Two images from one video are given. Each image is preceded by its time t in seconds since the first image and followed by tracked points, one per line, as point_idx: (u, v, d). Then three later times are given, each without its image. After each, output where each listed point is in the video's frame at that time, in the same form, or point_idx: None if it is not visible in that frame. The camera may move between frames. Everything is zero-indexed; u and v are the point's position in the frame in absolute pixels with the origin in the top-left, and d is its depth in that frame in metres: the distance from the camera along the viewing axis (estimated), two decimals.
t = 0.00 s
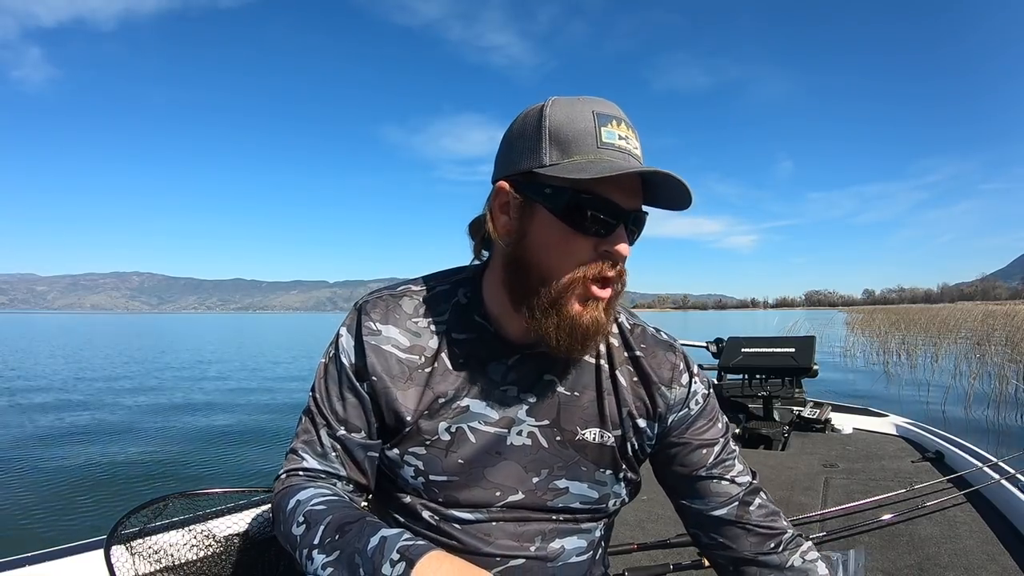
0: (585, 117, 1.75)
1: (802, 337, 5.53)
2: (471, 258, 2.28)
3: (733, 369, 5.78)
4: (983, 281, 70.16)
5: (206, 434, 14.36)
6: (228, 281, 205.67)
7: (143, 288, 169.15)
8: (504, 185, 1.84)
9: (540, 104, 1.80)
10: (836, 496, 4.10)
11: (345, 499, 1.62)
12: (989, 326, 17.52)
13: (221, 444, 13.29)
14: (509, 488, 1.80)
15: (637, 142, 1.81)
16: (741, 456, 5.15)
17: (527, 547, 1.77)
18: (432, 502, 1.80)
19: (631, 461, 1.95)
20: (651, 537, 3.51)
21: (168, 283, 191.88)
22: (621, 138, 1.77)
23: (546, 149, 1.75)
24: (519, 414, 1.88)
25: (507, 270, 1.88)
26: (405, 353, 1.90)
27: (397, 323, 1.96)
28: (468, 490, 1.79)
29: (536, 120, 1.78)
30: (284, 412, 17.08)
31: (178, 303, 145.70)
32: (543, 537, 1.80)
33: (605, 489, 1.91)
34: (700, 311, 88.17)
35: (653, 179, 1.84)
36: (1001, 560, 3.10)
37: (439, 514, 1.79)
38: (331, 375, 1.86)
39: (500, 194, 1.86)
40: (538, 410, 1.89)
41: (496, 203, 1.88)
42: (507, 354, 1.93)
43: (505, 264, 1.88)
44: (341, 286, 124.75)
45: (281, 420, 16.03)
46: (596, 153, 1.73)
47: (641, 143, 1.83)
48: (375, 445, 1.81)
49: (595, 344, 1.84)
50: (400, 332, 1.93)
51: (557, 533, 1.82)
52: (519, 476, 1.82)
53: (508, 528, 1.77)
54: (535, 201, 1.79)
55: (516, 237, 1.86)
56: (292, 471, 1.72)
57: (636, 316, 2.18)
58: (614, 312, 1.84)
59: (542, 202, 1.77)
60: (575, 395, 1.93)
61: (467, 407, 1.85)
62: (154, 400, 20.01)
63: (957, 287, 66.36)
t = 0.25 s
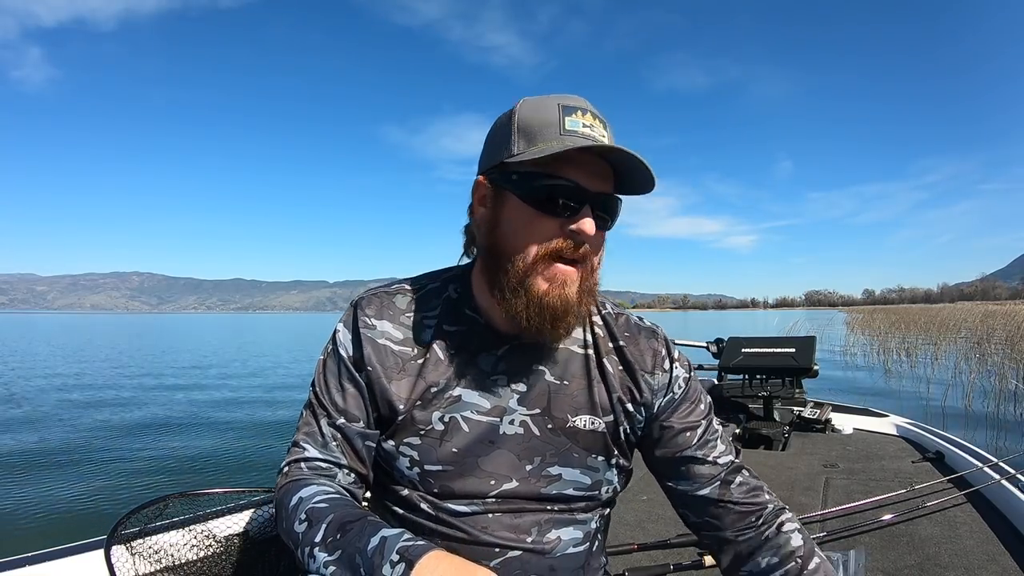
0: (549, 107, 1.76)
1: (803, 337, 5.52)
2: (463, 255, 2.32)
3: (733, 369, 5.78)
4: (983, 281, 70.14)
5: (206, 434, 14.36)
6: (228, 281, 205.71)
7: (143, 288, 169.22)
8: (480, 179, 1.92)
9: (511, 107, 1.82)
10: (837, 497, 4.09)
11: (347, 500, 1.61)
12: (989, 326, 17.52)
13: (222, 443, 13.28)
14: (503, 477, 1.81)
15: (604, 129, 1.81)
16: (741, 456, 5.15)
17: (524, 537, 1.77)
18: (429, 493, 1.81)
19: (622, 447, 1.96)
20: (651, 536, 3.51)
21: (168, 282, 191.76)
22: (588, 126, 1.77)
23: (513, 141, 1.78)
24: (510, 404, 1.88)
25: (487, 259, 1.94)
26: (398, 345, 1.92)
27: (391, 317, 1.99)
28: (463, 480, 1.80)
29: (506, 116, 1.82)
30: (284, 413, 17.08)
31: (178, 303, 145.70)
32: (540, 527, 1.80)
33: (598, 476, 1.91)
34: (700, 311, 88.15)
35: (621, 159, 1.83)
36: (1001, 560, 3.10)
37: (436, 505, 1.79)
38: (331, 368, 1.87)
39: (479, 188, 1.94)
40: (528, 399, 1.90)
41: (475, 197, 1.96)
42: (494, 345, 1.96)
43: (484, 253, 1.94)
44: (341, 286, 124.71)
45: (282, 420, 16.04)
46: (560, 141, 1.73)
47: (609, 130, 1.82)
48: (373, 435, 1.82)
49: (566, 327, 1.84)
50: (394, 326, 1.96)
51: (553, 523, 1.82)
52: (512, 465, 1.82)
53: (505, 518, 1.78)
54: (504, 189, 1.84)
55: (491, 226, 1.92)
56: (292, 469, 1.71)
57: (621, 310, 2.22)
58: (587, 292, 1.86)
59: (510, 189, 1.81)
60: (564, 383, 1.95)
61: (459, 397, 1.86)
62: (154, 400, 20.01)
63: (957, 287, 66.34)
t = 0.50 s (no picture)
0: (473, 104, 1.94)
1: (804, 337, 5.51)
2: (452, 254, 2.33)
3: (733, 369, 5.78)
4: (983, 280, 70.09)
5: (206, 434, 14.36)
6: (228, 281, 205.72)
7: (143, 288, 169.15)
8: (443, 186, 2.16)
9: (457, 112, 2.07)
10: (837, 497, 4.10)
11: (342, 497, 1.61)
12: (989, 326, 17.52)
13: (221, 444, 13.28)
14: (502, 468, 1.81)
15: (528, 110, 1.91)
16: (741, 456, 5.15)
17: (525, 529, 1.78)
18: (430, 490, 1.81)
19: (618, 429, 2.01)
20: (652, 537, 3.51)
21: (167, 282, 191.70)
22: (506, 110, 1.90)
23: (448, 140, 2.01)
24: (503, 397, 1.89)
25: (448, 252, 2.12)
26: (393, 342, 1.92)
27: (383, 312, 2.00)
28: (462, 473, 1.80)
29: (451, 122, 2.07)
30: (284, 413, 17.06)
31: (177, 304, 145.67)
32: (540, 519, 1.80)
33: (594, 460, 1.93)
34: (699, 311, 88.13)
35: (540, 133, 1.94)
36: (1001, 560, 3.10)
37: (436, 500, 1.80)
38: (328, 367, 1.85)
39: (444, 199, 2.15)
40: (520, 390, 1.91)
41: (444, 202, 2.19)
42: (483, 338, 1.95)
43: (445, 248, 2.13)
44: (341, 286, 124.69)
45: (281, 420, 16.02)
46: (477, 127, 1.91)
47: (534, 109, 1.91)
48: (372, 432, 1.82)
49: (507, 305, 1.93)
50: (388, 323, 1.96)
51: (553, 515, 1.83)
52: (510, 455, 1.83)
53: (507, 511, 1.78)
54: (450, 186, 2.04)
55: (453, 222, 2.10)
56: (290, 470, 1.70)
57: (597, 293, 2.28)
58: (526, 266, 1.93)
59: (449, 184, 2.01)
60: (553, 372, 1.96)
61: (454, 391, 1.87)
62: (154, 400, 20.00)
63: (957, 287, 66.30)
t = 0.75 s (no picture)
0: (459, 114, 1.94)
1: (804, 337, 5.49)
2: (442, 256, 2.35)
3: (733, 369, 5.78)
4: (983, 280, 70.04)
5: (206, 434, 14.36)
6: (228, 281, 205.81)
7: (143, 288, 169.26)
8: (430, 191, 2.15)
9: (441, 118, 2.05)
10: (837, 496, 4.10)
11: (332, 482, 1.60)
12: (989, 326, 17.51)
13: (221, 444, 13.29)
14: (501, 462, 1.81)
15: (515, 119, 1.91)
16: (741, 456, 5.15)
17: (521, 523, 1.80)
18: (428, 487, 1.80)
19: (614, 422, 1.99)
20: (651, 537, 3.51)
21: (167, 282, 191.66)
22: (494, 120, 1.90)
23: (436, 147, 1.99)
24: (499, 391, 1.89)
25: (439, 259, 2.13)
26: (388, 342, 1.94)
27: (379, 315, 2.02)
28: (461, 469, 1.80)
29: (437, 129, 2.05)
30: (284, 413, 17.06)
31: (177, 304, 145.71)
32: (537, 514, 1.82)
33: (591, 451, 1.91)
34: (699, 311, 88.12)
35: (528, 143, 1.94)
36: (1001, 560, 3.09)
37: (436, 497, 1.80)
38: (327, 368, 1.88)
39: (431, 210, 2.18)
40: (516, 385, 1.91)
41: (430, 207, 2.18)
42: (476, 337, 1.96)
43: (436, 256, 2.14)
44: (340, 285, 124.67)
45: (282, 420, 16.02)
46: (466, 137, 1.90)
47: (521, 119, 1.92)
48: (371, 430, 1.83)
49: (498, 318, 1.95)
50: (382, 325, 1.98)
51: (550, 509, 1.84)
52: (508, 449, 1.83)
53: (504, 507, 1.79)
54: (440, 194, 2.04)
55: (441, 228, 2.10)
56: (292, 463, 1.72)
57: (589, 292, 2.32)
58: (519, 277, 1.95)
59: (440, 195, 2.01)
60: (546, 367, 1.97)
61: (450, 389, 1.87)
62: (153, 400, 19.99)
63: (957, 287, 66.24)
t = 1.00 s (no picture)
0: (470, 106, 1.99)
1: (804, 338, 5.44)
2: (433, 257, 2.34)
3: (733, 369, 5.79)
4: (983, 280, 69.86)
5: (206, 434, 14.36)
6: (228, 281, 205.67)
7: (143, 288, 169.30)
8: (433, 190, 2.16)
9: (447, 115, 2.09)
10: (837, 497, 4.09)
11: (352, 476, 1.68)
12: (989, 326, 17.50)
13: (221, 444, 13.28)
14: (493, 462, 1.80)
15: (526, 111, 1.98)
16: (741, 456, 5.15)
17: (518, 525, 1.80)
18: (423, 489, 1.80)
19: (607, 421, 1.99)
20: (651, 537, 3.51)
21: (167, 282, 191.63)
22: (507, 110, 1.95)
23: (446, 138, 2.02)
24: (492, 391, 1.89)
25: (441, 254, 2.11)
26: (380, 345, 1.94)
27: (373, 318, 2.02)
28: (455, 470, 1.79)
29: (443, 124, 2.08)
30: (284, 413, 17.06)
31: (177, 304, 145.67)
32: (533, 517, 1.82)
33: (585, 451, 1.91)
34: (699, 310, 88.08)
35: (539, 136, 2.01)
36: (1001, 560, 3.09)
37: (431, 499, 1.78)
38: (321, 377, 1.91)
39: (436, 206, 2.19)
40: (509, 384, 1.91)
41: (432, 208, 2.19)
42: (472, 336, 1.97)
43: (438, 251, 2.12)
44: (340, 285, 124.66)
45: (282, 420, 16.01)
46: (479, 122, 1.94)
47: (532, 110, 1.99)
48: (365, 435, 1.84)
49: (514, 300, 1.95)
50: (375, 328, 1.98)
51: (546, 512, 1.85)
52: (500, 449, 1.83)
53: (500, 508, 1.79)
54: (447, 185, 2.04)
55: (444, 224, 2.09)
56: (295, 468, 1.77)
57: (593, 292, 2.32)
58: (531, 260, 1.96)
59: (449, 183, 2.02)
60: (541, 366, 1.96)
61: (441, 389, 1.86)
62: (153, 401, 19.99)
63: (958, 287, 66.18)
